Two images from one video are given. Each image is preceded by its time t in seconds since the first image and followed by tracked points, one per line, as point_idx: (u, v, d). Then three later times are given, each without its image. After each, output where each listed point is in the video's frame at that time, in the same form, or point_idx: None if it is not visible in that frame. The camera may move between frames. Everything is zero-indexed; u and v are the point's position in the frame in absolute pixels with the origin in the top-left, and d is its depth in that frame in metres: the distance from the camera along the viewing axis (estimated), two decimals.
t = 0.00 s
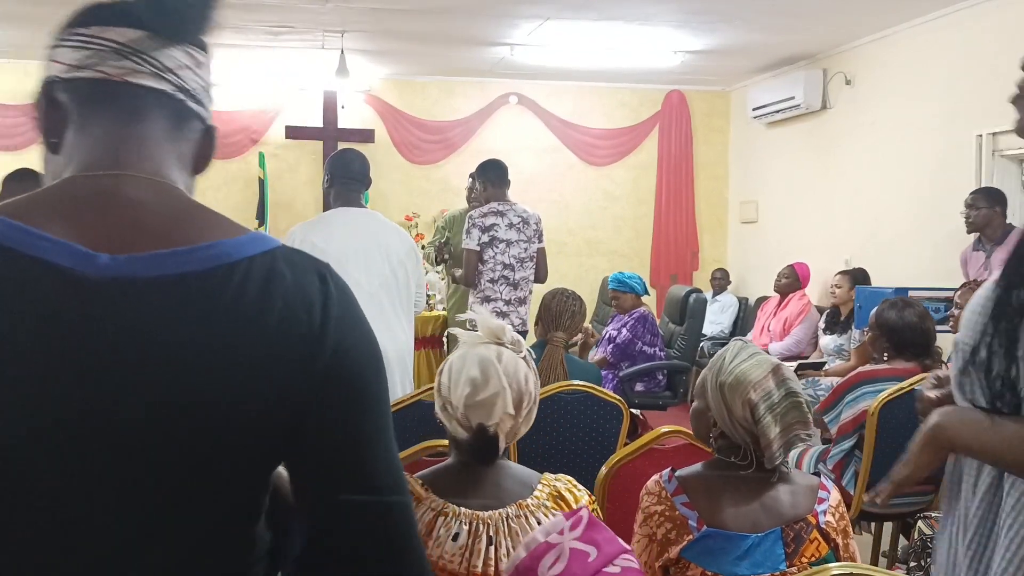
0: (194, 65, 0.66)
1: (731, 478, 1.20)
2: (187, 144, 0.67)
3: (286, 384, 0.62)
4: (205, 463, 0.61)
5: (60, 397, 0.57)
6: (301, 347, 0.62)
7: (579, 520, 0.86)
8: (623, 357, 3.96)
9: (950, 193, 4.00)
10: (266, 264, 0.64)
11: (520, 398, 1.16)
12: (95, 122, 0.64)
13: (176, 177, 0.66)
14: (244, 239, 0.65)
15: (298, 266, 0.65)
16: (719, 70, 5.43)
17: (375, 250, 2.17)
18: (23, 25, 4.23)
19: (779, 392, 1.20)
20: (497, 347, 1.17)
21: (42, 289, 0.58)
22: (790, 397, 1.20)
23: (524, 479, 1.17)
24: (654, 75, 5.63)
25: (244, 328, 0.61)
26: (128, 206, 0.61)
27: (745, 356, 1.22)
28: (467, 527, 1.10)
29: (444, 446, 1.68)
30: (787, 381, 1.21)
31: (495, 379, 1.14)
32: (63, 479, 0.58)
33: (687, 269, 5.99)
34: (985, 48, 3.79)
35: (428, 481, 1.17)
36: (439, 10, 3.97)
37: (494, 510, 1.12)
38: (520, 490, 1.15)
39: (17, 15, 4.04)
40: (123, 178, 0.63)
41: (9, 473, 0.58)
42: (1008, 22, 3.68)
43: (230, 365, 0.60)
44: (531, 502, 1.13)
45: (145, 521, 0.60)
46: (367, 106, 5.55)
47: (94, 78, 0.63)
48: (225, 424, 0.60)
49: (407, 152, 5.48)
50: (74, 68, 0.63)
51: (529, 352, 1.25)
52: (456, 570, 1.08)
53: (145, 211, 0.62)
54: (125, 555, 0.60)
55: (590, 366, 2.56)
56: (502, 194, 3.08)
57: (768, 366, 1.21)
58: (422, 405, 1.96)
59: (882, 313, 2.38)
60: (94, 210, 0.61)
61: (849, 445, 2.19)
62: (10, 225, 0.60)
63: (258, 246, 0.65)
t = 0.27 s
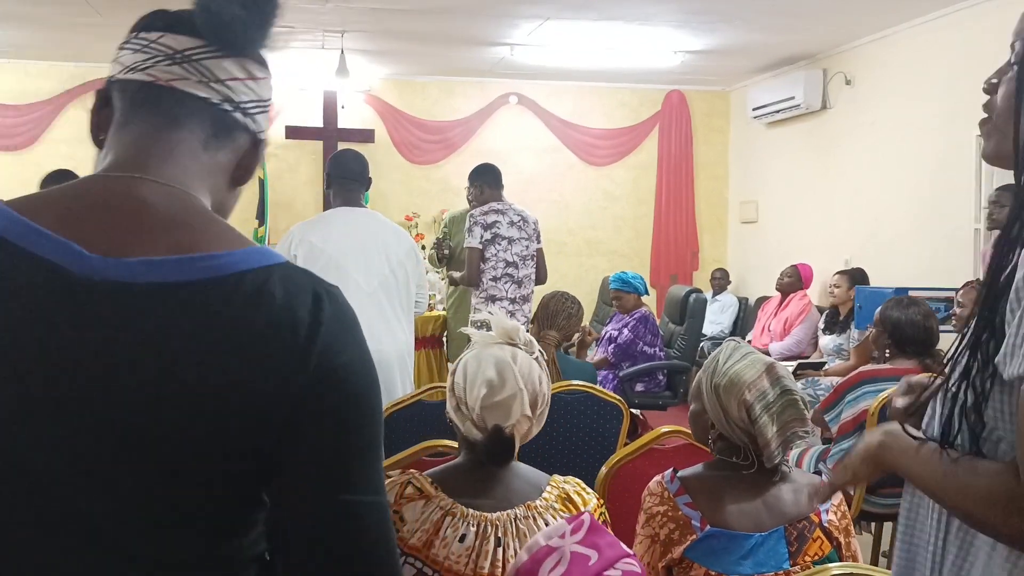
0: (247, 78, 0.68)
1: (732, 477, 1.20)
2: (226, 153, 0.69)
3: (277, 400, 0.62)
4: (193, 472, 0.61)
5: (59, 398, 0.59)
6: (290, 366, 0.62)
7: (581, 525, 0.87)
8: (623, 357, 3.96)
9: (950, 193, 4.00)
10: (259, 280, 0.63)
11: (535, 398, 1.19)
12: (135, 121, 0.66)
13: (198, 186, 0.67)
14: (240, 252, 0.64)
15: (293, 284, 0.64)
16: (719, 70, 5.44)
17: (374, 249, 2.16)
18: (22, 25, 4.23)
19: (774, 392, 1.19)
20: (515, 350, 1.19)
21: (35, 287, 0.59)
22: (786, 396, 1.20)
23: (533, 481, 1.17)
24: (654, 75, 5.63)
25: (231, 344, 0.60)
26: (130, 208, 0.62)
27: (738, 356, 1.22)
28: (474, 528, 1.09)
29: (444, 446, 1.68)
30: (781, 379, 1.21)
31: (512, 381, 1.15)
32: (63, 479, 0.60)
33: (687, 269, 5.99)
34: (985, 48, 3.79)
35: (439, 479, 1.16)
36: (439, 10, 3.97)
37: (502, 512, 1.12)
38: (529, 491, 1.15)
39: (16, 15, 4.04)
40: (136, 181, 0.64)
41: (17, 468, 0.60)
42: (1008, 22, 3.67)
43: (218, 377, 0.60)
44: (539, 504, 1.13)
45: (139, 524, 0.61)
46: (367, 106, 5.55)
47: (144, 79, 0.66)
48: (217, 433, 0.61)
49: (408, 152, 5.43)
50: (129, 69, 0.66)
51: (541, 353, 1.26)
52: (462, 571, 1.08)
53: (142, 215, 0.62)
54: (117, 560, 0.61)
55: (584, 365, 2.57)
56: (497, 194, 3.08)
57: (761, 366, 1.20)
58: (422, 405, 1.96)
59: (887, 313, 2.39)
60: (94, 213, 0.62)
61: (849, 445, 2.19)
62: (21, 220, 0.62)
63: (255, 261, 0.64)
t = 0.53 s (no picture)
0: (271, 88, 0.69)
1: (739, 477, 1.20)
2: (242, 162, 0.69)
3: (264, 403, 0.62)
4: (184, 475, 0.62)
5: (60, 398, 0.60)
6: (275, 371, 0.62)
7: (552, 524, 0.83)
8: (623, 357, 3.96)
9: (950, 193, 4.00)
10: (247, 286, 0.63)
11: (537, 399, 1.19)
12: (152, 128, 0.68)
13: (203, 191, 0.67)
14: (231, 256, 0.64)
15: (284, 292, 0.64)
16: (719, 70, 5.44)
17: (372, 249, 2.16)
18: (21, 25, 4.23)
19: (784, 393, 1.18)
20: (519, 352, 1.19)
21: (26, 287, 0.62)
22: (796, 398, 1.18)
23: (535, 481, 1.17)
24: (654, 75, 5.63)
25: (214, 348, 0.61)
26: (124, 209, 0.64)
27: (750, 356, 1.21)
28: (476, 528, 1.10)
29: (445, 446, 1.68)
30: (792, 380, 1.20)
31: (515, 382, 1.16)
32: (67, 480, 0.61)
33: (687, 269, 5.99)
34: (985, 48, 3.79)
35: (440, 480, 1.16)
36: (439, 10, 3.97)
37: (504, 513, 1.12)
38: (531, 492, 1.15)
39: (15, 15, 4.04)
40: (135, 183, 0.65)
41: (24, 466, 0.62)
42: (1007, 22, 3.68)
43: (201, 378, 0.61)
44: (541, 504, 1.13)
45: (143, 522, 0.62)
46: (367, 106, 5.55)
47: (166, 86, 0.68)
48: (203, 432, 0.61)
49: (407, 152, 5.54)
50: (158, 80, 0.69)
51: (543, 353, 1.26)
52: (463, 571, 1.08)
53: (132, 215, 0.64)
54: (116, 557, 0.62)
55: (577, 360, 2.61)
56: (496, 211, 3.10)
57: (772, 367, 1.19)
58: (421, 405, 1.96)
59: (887, 312, 2.44)
60: (86, 215, 0.64)
61: (849, 446, 2.19)
62: (25, 221, 0.65)
63: (246, 265, 0.64)
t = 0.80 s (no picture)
0: (250, 72, 0.69)
1: (741, 477, 1.20)
2: (226, 149, 0.69)
3: (257, 399, 0.62)
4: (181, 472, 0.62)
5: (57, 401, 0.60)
6: (265, 363, 0.62)
7: (547, 536, 0.88)
8: (623, 357, 3.96)
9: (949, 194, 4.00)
10: (232, 281, 0.62)
11: (532, 398, 1.19)
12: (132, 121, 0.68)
13: (187, 182, 0.67)
14: (215, 250, 0.64)
15: (273, 282, 0.64)
16: (718, 70, 5.44)
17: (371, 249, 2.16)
18: (20, 25, 4.23)
19: (787, 393, 1.20)
20: (513, 352, 1.19)
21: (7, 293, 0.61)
22: (798, 399, 1.20)
23: (532, 481, 1.17)
24: (654, 75, 5.63)
25: (204, 344, 0.61)
26: (105, 208, 0.64)
27: (757, 355, 1.23)
28: (473, 528, 1.10)
29: (445, 446, 1.68)
30: (795, 382, 1.22)
31: (510, 382, 1.16)
32: (67, 483, 0.61)
33: (687, 269, 5.99)
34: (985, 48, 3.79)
35: (436, 481, 1.16)
36: (439, 10, 3.97)
37: (500, 512, 1.12)
38: (528, 491, 1.15)
39: (15, 15, 4.04)
40: (115, 180, 0.65)
41: (22, 468, 0.62)
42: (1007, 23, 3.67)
43: (189, 376, 0.61)
44: (538, 503, 1.13)
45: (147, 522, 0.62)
46: (367, 106, 5.55)
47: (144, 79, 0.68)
48: (196, 430, 0.61)
49: (407, 152, 5.56)
50: (136, 74, 0.69)
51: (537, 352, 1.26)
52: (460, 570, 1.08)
53: (115, 213, 0.64)
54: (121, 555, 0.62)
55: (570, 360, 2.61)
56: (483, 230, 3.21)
57: (777, 367, 1.21)
58: (421, 405, 1.96)
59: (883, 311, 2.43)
60: (67, 216, 0.64)
61: (848, 447, 2.20)
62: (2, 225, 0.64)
63: (233, 258, 0.64)
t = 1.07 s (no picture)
0: (224, 65, 0.68)
1: (735, 479, 1.19)
2: (208, 144, 0.69)
3: (265, 392, 0.62)
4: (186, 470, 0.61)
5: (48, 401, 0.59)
6: (275, 351, 0.62)
7: (577, 526, 0.85)
8: (623, 357, 3.95)
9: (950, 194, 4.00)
10: (235, 269, 0.62)
11: (524, 398, 1.18)
12: (112, 121, 0.68)
13: (176, 177, 0.67)
14: (216, 241, 0.63)
15: (276, 270, 0.64)
16: (719, 70, 5.43)
17: (369, 248, 2.16)
18: (19, 24, 4.22)
19: (775, 392, 1.18)
20: (503, 352, 1.18)
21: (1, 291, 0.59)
22: (787, 399, 1.18)
23: (526, 481, 1.16)
24: (654, 75, 5.62)
25: (213, 333, 0.60)
26: (99, 203, 0.63)
27: (750, 355, 1.22)
28: (467, 527, 1.09)
29: (444, 446, 1.67)
30: (786, 382, 1.19)
31: (501, 382, 1.15)
32: (57, 485, 0.60)
33: (687, 269, 5.99)
34: (986, 47, 3.78)
35: (428, 480, 1.15)
36: (438, 9, 3.96)
37: (494, 511, 1.11)
38: (523, 490, 1.15)
39: (13, 15, 4.04)
40: (104, 176, 0.64)
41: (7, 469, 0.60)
42: (1008, 22, 3.67)
43: (195, 368, 0.60)
44: (531, 502, 1.13)
45: (142, 521, 0.61)
46: (366, 106, 5.54)
47: (119, 78, 0.67)
48: (203, 428, 0.61)
49: (407, 153, 5.44)
50: (109, 74, 0.68)
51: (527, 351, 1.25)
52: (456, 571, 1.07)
53: (110, 208, 0.63)
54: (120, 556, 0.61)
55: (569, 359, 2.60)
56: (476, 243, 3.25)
57: (767, 366, 1.19)
58: (421, 405, 1.95)
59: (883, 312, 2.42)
60: (62, 214, 0.62)
61: (850, 448, 2.20)
62: None
63: (232, 247, 0.63)
